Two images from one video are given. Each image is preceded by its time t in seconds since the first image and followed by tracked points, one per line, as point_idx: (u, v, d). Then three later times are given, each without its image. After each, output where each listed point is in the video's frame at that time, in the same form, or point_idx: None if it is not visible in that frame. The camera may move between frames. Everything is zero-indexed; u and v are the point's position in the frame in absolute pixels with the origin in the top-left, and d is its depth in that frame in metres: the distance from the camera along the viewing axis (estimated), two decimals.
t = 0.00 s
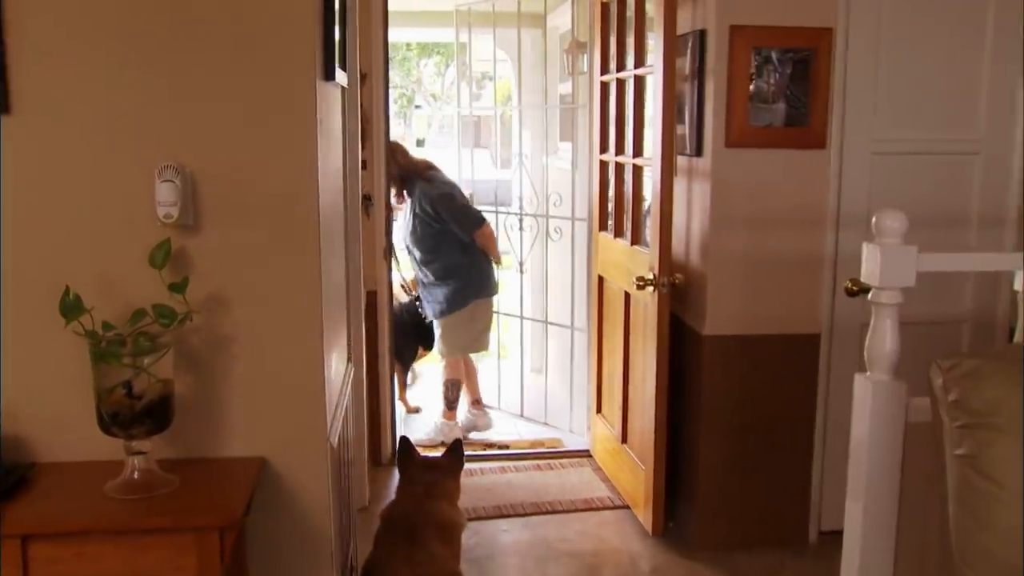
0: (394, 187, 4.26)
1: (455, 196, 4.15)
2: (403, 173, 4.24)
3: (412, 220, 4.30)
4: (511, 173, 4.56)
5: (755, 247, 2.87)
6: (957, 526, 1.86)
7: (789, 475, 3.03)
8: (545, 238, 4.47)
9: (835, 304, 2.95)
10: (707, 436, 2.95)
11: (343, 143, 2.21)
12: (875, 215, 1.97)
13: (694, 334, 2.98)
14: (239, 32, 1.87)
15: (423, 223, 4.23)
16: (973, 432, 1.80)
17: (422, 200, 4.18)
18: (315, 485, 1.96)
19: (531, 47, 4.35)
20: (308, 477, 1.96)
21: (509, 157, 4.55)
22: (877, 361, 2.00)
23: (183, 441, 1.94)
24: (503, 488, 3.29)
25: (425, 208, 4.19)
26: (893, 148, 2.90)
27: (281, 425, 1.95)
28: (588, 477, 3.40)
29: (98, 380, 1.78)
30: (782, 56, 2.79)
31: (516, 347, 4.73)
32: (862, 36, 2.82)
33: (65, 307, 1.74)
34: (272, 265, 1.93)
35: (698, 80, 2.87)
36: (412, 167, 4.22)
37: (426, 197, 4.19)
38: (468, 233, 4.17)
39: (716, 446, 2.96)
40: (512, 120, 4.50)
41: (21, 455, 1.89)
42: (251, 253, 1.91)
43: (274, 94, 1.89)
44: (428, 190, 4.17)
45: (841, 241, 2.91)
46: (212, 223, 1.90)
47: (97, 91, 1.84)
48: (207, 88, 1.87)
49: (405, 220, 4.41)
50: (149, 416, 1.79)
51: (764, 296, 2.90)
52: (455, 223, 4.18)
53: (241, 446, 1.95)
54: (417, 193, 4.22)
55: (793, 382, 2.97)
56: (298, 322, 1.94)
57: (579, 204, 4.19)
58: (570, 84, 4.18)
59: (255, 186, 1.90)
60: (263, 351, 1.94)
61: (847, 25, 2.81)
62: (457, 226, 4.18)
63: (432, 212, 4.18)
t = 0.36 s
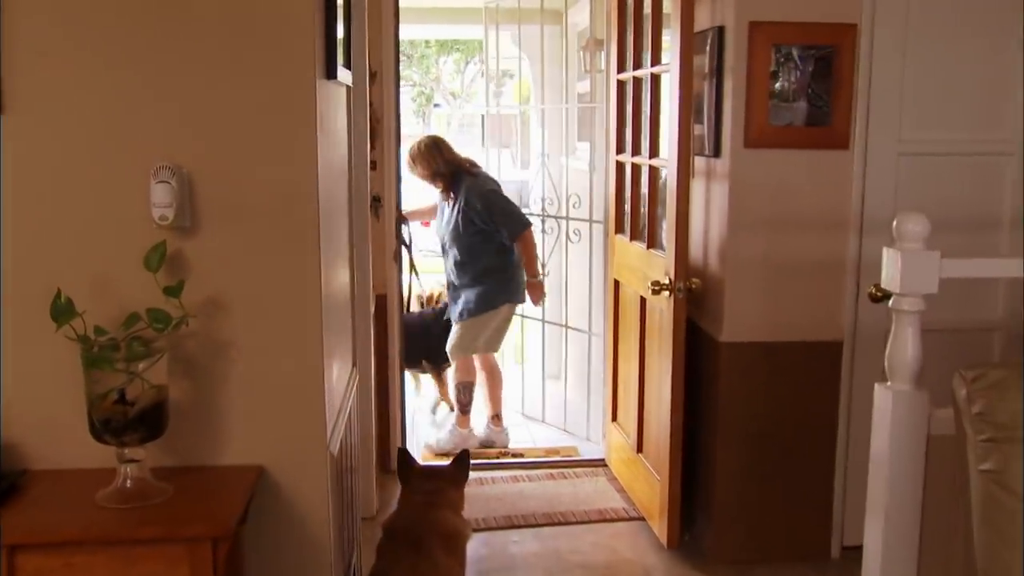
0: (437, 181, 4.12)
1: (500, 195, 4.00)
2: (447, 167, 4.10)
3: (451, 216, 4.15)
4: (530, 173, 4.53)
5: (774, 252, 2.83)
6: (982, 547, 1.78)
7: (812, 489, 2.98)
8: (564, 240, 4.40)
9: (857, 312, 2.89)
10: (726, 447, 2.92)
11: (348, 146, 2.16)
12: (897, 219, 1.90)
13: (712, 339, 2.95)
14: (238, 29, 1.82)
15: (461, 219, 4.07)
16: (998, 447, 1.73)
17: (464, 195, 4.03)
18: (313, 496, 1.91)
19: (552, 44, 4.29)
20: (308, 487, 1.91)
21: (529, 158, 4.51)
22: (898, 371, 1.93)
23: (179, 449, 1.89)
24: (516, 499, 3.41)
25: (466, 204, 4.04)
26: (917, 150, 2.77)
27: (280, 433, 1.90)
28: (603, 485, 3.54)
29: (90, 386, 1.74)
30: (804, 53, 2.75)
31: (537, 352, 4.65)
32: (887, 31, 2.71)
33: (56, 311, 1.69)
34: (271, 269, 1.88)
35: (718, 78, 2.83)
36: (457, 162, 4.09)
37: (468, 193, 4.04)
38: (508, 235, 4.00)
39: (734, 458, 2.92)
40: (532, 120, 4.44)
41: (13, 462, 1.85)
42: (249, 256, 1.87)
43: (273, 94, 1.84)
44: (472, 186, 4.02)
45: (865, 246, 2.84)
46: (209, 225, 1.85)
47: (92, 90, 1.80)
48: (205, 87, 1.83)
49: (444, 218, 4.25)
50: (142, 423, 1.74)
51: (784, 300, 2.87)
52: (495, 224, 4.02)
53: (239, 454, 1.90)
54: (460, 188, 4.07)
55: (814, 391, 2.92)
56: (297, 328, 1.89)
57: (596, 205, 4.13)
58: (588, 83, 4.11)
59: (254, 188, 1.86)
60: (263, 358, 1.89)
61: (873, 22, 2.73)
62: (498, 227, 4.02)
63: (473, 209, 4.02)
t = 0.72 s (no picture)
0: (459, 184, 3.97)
1: (525, 198, 3.85)
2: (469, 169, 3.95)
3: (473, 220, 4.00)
4: (544, 173, 4.48)
5: (790, 254, 2.79)
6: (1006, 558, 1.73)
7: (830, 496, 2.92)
8: (578, 243, 4.35)
9: (877, 312, 2.82)
10: (740, 454, 2.88)
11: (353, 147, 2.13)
12: (917, 218, 1.86)
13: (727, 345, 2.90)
14: (239, 28, 1.79)
15: (485, 223, 3.92)
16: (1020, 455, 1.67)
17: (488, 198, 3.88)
18: (317, 501, 1.89)
19: (565, 42, 4.23)
20: (310, 495, 1.88)
21: (542, 157, 4.47)
22: (918, 377, 1.89)
23: (179, 456, 1.86)
24: (528, 507, 3.41)
25: (490, 207, 3.89)
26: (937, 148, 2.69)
27: (282, 438, 1.88)
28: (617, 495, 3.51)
29: (87, 392, 1.70)
30: (821, 50, 2.70)
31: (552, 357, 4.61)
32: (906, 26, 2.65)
33: (52, 315, 1.66)
34: (272, 273, 1.85)
35: (733, 75, 2.79)
36: (480, 163, 3.94)
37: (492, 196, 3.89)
38: (531, 240, 3.85)
39: (751, 466, 2.88)
40: (546, 120, 4.40)
41: (10, 468, 1.82)
42: (250, 260, 1.84)
43: (274, 94, 1.81)
44: (495, 190, 3.87)
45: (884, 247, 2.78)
46: (209, 228, 1.82)
47: (90, 90, 1.77)
48: (205, 87, 1.80)
49: (466, 221, 4.10)
50: (140, 429, 1.71)
51: (800, 302, 2.81)
52: (519, 228, 3.87)
53: (240, 461, 1.87)
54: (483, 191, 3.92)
55: (832, 395, 2.87)
56: (300, 332, 1.86)
57: (610, 206, 4.08)
58: (601, 82, 4.06)
59: (256, 190, 1.83)
60: (265, 363, 1.86)
61: (892, 17, 2.68)
62: (522, 231, 3.87)
63: (497, 213, 3.88)
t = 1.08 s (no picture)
0: (491, 177, 3.87)
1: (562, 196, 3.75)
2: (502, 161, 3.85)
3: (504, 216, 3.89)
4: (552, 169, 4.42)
5: (805, 250, 2.74)
6: None
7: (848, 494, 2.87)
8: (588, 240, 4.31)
9: (896, 310, 2.76)
10: (757, 451, 2.83)
11: (357, 143, 2.10)
12: (936, 211, 1.82)
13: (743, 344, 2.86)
14: (240, 19, 1.76)
15: (517, 219, 3.81)
16: None
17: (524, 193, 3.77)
18: (323, 501, 1.85)
19: (573, 33, 4.19)
20: (315, 497, 1.85)
21: (548, 152, 4.41)
22: (938, 373, 1.84)
23: (181, 458, 1.83)
24: (539, 510, 3.38)
25: (524, 201, 3.78)
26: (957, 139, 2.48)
27: (287, 438, 1.85)
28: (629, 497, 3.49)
29: (87, 393, 1.67)
30: (838, 39, 2.64)
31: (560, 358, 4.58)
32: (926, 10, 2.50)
33: (51, 314, 1.63)
34: (276, 270, 1.82)
35: (747, 66, 2.75)
36: (513, 156, 3.84)
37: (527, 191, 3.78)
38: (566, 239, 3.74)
39: (767, 464, 2.84)
40: (555, 115, 4.33)
41: (9, 470, 1.79)
42: (252, 257, 1.81)
43: (277, 87, 1.78)
44: (530, 184, 3.76)
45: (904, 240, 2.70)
46: (211, 225, 1.79)
47: (90, 84, 1.74)
48: (205, 81, 1.76)
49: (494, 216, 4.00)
50: (140, 430, 1.68)
51: (816, 298, 2.76)
52: (553, 226, 3.76)
53: (244, 462, 1.85)
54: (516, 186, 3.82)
55: (849, 394, 2.82)
56: (304, 330, 1.83)
57: (620, 201, 4.06)
58: (610, 73, 4.04)
59: (258, 185, 1.80)
60: (268, 362, 1.83)
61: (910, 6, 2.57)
62: (556, 230, 3.76)
63: (530, 209, 3.77)
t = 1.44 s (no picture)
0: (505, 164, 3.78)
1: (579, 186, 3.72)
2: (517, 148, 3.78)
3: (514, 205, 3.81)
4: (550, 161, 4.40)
5: (805, 245, 2.71)
6: None
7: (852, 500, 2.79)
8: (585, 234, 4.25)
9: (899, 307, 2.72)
10: (756, 450, 2.83)
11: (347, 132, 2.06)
12: (941, 206, 1.79)
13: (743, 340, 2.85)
14: (228, 4, 1.71)
15: (533, 208, 3.74)
16: None
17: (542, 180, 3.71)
18: (311, 498, 1.82)
19: (572, 23, 4.17)
20: (303, 495, 1.81)
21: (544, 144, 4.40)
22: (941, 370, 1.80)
23: (167, 455, 1.79)
24: (535, 510, 3.35)
25: (541, 188, 3.71)
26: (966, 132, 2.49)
27: (277, 435, 1.81)
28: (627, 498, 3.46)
29: (68, 388, 1.63)
30: (842, 28, 2.60)
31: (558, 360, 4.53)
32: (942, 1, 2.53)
33: (31, 307, 1.59)
34: (264, 263, 1.78)
35: (749, 56, 2.72)
36: (528, 144, 3.79)
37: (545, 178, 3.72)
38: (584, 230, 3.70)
39: (765, 463, 2.82)
40: (554, 105, 4.35)
41: None
42: (239, 250, 1.77)
43: (265, 74, 1.74)
44: (551, 174, 3.71)
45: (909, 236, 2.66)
46: (197, 217, 1.75)
47: (73, 72, 1.70)
48: (191, 69, 1.72)
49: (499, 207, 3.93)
50: (123, 426, 1.63)
51: (817, 291, 2.72)
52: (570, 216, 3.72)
53: (231, 460, 1.81)
54: (532, 175, 3.75)
55: (849, 399, 2.76)
56: (292, 323, 1.79)
57: (619, 195, 4.00)
58: (609, 64, 3.96)
59: (245, 175, 1.76)
60: (256, 357, 1.79)
61: None
62: (574, 222, 3.75)
63: (549, 199, 3.72)
